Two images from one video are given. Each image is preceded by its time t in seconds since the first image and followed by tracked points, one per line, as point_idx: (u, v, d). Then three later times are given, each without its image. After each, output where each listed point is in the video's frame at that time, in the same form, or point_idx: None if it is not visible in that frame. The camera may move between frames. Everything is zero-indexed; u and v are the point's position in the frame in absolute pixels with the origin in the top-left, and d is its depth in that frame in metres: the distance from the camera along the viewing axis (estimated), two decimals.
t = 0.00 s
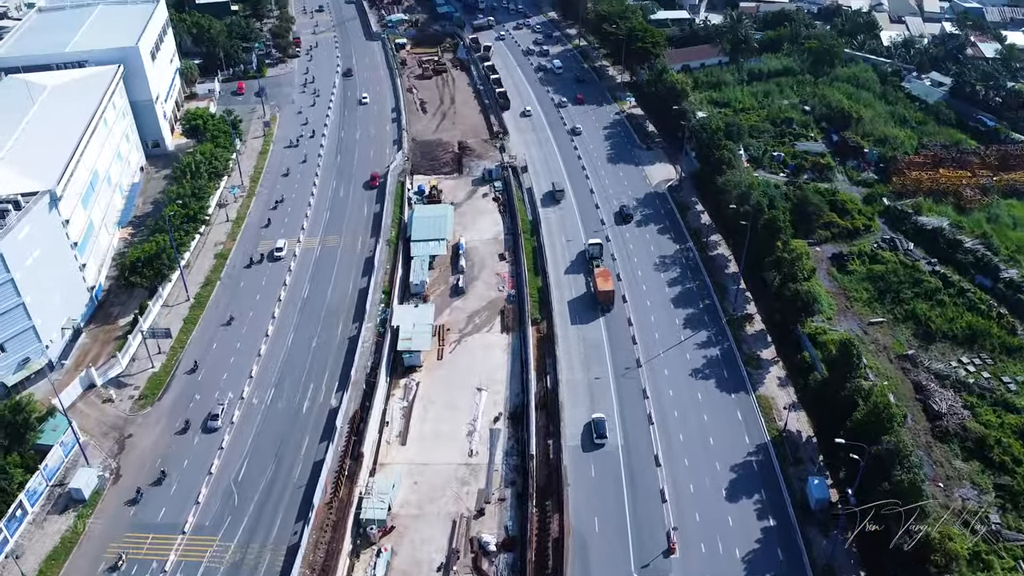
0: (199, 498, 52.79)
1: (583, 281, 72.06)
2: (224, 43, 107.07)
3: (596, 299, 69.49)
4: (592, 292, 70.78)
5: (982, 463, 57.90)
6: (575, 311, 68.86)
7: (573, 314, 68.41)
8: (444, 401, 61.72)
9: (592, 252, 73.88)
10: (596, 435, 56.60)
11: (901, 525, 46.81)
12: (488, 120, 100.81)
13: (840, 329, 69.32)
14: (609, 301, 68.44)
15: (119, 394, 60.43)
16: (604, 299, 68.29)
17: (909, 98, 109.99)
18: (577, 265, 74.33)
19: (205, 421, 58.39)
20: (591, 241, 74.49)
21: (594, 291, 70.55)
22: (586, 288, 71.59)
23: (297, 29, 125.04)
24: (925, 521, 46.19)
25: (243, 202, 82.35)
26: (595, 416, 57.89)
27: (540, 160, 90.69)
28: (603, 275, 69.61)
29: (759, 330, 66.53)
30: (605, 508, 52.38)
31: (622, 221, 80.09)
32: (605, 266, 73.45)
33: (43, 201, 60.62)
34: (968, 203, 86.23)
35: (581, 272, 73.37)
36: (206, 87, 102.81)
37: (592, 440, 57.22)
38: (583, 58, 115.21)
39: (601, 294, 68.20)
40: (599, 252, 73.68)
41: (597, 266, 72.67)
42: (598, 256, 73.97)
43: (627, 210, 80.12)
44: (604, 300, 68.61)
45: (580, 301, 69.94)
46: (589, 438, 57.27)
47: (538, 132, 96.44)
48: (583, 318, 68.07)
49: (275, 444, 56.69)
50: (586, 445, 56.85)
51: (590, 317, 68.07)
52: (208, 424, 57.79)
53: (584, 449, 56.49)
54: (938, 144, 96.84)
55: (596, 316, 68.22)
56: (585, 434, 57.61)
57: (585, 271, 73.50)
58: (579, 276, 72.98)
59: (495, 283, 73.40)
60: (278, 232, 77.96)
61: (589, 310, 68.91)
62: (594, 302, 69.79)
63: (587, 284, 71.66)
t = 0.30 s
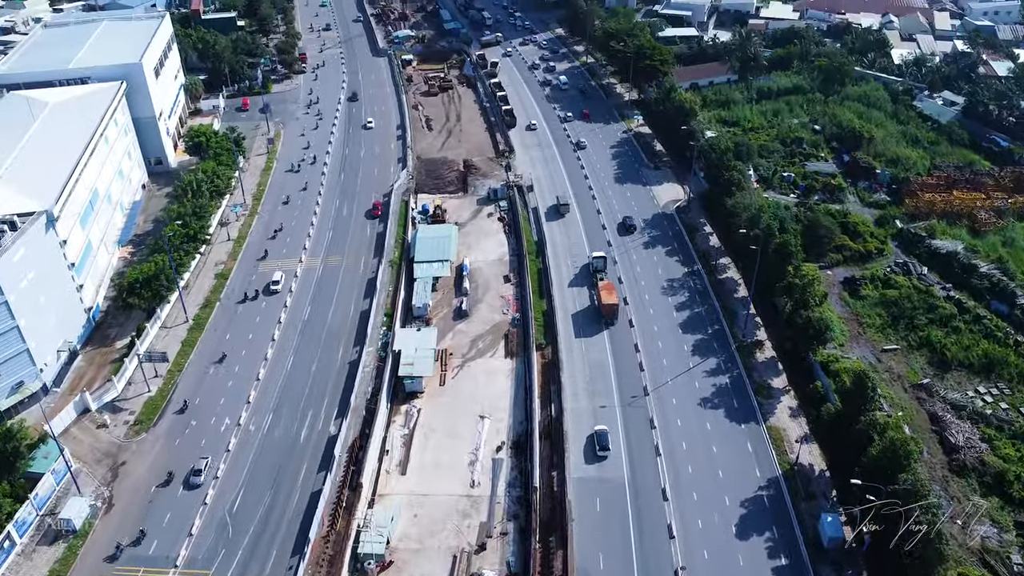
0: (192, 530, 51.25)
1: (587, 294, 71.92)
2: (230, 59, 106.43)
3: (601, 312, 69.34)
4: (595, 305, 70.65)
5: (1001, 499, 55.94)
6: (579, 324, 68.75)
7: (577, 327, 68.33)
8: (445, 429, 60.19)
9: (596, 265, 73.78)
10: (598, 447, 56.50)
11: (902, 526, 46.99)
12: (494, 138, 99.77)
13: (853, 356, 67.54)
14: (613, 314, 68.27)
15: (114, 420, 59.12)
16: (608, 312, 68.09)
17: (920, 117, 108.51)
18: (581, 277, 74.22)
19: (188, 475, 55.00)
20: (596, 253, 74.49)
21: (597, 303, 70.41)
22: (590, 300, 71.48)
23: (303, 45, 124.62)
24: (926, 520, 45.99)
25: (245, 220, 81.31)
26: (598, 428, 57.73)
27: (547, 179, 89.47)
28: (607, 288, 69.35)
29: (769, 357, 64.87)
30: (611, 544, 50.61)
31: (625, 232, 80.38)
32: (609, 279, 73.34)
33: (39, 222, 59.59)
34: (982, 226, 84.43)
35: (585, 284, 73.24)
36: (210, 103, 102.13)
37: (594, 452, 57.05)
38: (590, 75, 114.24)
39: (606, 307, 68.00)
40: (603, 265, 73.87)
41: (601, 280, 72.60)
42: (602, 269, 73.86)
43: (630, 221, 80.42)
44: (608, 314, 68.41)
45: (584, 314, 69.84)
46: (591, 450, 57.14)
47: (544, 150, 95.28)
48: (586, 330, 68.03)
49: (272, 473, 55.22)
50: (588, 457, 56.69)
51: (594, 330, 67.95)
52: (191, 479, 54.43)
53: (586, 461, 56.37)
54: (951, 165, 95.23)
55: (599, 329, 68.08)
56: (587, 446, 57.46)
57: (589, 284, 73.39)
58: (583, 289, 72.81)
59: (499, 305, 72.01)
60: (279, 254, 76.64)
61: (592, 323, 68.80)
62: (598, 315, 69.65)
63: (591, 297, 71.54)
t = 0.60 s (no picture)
0: (185, 563, 49.71)
1: (591, 308, 71.73)
2: (235, 74, 105.88)
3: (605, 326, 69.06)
4: (599, 318, 70.45)
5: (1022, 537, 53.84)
6: (583, 338, 68.59)
7: (581, 341, 68.17)
8: (447, 457, 58.58)
9: (600, 279, 73.55)
10: (601, 459, 56.34)
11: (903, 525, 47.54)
12: (500, 156, 98.73)
13: (867, 385, 65.68)
14: (617, 328, 68.04)
15: (108, 446, 57.75)
16: (612, 326, 67.88)
17: (932, 137, 107.00)
18: (585, 291, 74.11)
19: (167, 537, 51.47)
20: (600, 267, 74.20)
21: (601, 317, 70.22)
22: (594, 314, 71.31)
23: (309, 61, 124.30)
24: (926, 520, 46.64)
25: (247, 239, 80.29)
26: (601, 440, 57.57)
27: (553, 199, 88.22)
28: (611, 302, 69.13)
29: (780, 385, 63.14)
30: None
31: (629, 242, 80.54)
32: (613, 293, 73.17)
33: (36, 242, 58.54)
34: (998, 249, 82.51)
35: (589, 298, 73.14)
36: (215, 119, 101.52)
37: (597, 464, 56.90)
38: (597, 93, 113.27)
39: (610, 321, 67.73)
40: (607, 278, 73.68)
41: (605, 293, 72.45)
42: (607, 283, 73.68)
43: (633, 232, 80.60)
44: (612, 328, 68.17)
45: (588, 328, 69.68)
46: (594, 462, 57.01)
47: (550, 169, 94.14)
48: (590, 343, 67.85)
49: (268, 504, 53.74)
50: (591, 467, 56.63)
51: (598, 344, 67.76)
52: (169, 542, 50.85)
53: (589, 473, 56.19)
54: (965, 186, 93.51)
55: (604, 343, 67.91)
56: (590, 458, 57.33)
57: (593, 297, 73.24)
58: (587, 302, 72.63)
59: (503, 329, 70.57)
60: (282, 274, 75.45)
61: (596, 337, 68.61)
62: (602, 328, 69.50)
63: (595, 311, 71.34)
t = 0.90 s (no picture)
0: None
1: (595, 321, 71.39)
2: (239, 90, 105.24)
3: (609, 338, 68.79)
4: (603, 332, 70.09)
5: None
6: (587, 351, 68.25)
7: (585, 354, 67.83)
8: (448, 487, 56.91)
9: (604, 292, 73.27)
10: (605, 471, 56.02)
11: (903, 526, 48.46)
12: (505, 173, 97.57)
13: (881, 415, 63.80)
14: (621, 341, 67.68)
15: (101, 473, 56.31)
16: (616, 339, 67.52)
17: (945, 156, 105.32)
18: (589, 304, 73.76)
19: None
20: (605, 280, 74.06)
21: (605, 330, 69.87)
22: (597, 327, 70.93)
23: (315, 76, 123.76)
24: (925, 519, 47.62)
25: (248, 258, 79.17)
26: (605, 452, 57.24)
27: (560, 219, 86.79)
28: (615, 315, 68.82)
29: (792, 415, 61.32)
30: None
31: (633, 253, 80.53)
32: (617, 306, 72.83)
33: (31, 263, 57.44)
34: (1014, 273, 80.53)
35: (593, 311, 72.82)
36: (219, 135, 100.81)
37: (601, 476, 56.52)
38: (604, 110, 112.14)
39: (614, 333, 67.41)
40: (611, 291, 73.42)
41: (609, 305, 72.11)
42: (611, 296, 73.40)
43: (637, 243, 80.58)
44: (616, 340, 67.82)
45: (592, 341, 69.34)
46: (598, 474, 56.70)
47: (557, 187, 92.86)
48: (594, 356, 67.54)
49: (264, 536, 52.15)
50: (595, 479, 56.31)
51: (602, 357, 67.40)
52: None
53: (593, 485, 55.88)
54: (979, 207, 91.64)
55: (608, 356, 67.55)
56: (594, 470, 57.02)
57: (597, 310, 72.93)
58: (592, 315, 72.29)
59: (507, 353, 69.03)
60: (286, 294, 74.32)
61: (600, 351, 68.25)
62: (606, 341, 69.19)
63: (599, 324, 70.96)
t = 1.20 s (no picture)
0: None
1: (600, 334, 71.12)
2: (244, 107, 104.77)
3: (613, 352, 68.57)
4: (608, 345, 69.88)
5: None
6: (592, 363, 68.01)
7: (590, 367, 67.57)
8: (449, 518, 55.25)
9: (609, 305, 73.01)
10: (609, 483, 55.79)
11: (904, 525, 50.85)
12: (511, 192, 96.43)
13: (897, 446, 61.74)
14: (626, 354, 67.52)
15: (94, 501, 54.93)
16: (621, 352, 67.33)
17: (958, 176, 103.48)
18: (594, 317, 73.47)
19: None
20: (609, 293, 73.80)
21: (610, 344, 69.60)
22: (602, 341, 70.68)
23: (321, 92, 123.34)
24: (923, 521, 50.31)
25: (249, 277, 78.08)
26: (609, 465, 56.98)
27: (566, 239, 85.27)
28: (619, 328, 68.60)
29: (804, 446, 59.49)
30: None
31: (637, 265, 80.48)
32: (622, 319, 72.57)
33: (28, 284, 56.49)
34: None
35: (598, 324, 72.54)
36: (223, 151, 100.21)
37: (605, 489, 56.35)
38: (612, 127, 111.01)
39: (619, 346, 67.22)
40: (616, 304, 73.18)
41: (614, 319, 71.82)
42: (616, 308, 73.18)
43: (640, 255, 80.56)
44: (621, 354, 67.61)
45: (597, 354, 69.06)
46: (602, 486, 56.44)
47: (563, 207, 91.50)
48: (598, 370, 67.30)
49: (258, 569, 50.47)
50: (599, 492, 56.07)
51: (607, 370, 67.20)
52: None
53: (597, 497, 55.60)
54: (994, 229, 89.64)
55: (612, 369, 67.36)
56: (598, 481, 56.81)
57: (602, 323, 72.66)
58: (596, 329, 72.01)
59: (511, 377, 67.51)
60: (284, 317, 72.76)
61: (604, 364, 68.00)
62: (610, 354, 68.98)
63: (604, 338, 70.68)
